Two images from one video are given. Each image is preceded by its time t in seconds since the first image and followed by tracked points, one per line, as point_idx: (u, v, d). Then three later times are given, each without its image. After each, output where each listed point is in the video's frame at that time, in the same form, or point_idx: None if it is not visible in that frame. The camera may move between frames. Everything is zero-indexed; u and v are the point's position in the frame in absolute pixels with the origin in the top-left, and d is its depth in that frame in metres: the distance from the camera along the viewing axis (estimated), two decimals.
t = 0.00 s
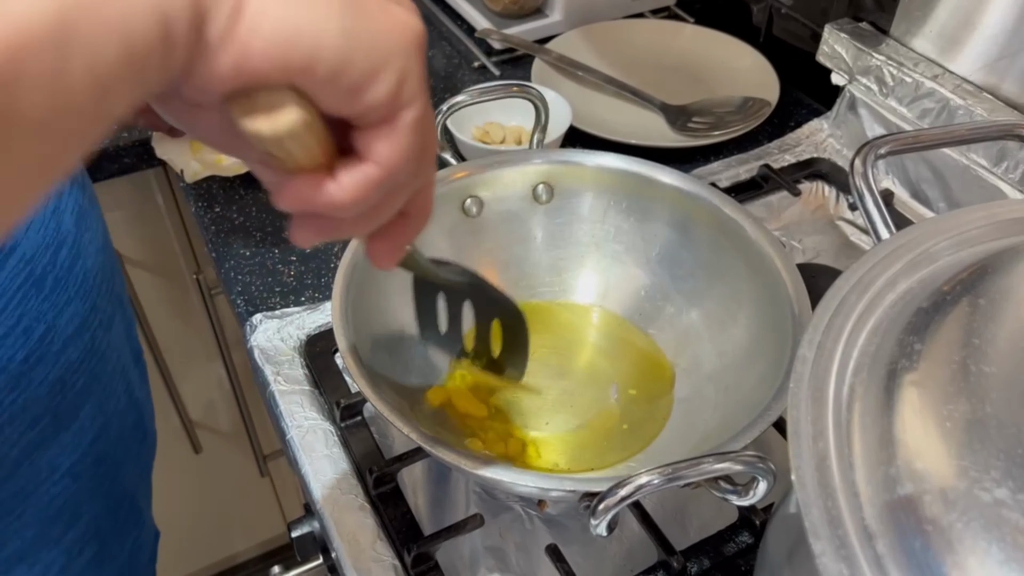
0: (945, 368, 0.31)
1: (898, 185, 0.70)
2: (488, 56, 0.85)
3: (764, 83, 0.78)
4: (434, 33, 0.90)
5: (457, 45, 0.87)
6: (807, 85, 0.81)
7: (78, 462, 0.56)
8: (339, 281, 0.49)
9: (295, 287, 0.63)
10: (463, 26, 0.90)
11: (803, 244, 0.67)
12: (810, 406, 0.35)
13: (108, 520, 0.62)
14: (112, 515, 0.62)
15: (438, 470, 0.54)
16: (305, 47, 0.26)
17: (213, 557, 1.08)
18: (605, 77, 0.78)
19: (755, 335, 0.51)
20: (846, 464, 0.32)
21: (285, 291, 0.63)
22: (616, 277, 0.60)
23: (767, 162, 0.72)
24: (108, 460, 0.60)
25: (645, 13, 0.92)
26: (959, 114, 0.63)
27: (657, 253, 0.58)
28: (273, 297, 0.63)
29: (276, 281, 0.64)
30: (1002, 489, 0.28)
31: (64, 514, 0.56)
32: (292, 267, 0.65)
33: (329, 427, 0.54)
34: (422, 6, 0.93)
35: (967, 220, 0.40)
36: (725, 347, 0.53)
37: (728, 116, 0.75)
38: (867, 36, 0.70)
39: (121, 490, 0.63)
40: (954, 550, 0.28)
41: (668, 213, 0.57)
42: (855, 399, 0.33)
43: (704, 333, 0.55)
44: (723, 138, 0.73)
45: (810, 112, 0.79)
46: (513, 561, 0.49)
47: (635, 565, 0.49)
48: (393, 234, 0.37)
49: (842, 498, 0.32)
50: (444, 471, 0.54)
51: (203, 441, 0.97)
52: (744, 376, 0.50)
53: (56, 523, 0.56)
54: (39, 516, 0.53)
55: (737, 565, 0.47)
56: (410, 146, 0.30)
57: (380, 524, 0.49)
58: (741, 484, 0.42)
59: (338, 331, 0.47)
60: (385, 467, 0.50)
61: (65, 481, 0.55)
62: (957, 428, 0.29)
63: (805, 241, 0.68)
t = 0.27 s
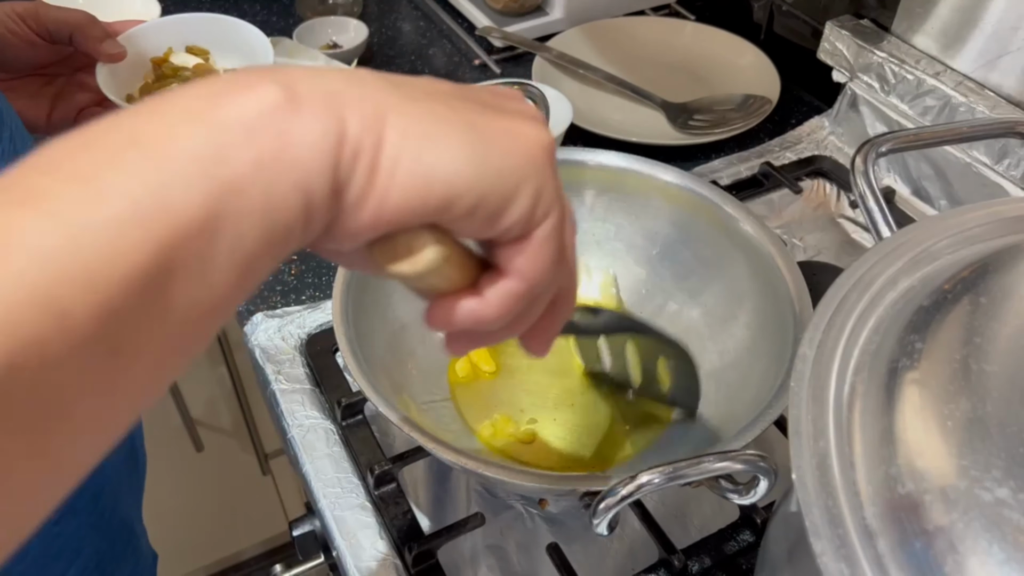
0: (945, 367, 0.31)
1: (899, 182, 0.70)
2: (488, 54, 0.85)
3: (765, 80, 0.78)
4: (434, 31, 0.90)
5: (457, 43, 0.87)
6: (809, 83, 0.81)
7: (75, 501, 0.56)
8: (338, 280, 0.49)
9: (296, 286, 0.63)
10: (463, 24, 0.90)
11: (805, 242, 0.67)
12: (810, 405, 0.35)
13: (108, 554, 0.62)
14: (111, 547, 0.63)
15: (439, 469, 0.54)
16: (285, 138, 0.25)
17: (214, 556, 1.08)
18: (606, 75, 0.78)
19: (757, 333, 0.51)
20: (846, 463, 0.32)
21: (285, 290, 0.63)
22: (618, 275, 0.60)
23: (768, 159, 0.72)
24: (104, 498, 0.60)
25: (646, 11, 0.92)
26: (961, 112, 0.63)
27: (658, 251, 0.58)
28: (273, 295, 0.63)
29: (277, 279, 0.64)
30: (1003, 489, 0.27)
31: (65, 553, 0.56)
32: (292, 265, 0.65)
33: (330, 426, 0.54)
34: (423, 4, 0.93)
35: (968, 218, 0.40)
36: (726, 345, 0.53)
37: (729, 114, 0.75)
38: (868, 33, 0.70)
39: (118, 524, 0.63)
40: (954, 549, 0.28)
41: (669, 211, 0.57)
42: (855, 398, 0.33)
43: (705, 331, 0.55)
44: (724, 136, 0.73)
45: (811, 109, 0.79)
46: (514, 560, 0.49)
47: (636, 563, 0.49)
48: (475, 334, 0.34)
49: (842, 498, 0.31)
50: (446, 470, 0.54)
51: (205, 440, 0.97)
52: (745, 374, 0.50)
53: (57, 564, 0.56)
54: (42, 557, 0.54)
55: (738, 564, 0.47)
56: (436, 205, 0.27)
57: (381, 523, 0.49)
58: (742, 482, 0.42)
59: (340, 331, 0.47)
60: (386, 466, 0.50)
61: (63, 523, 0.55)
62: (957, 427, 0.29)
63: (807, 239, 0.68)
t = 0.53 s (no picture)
0: (954, 368, 0.31)
1: (905, 179, 0.69)
2: (490, 50, 0.84)
3: (769, 76, 0.77)
4: (436, 27, 0.89)
5: (459, 40, 0.86)
6: (813, 79, 0.80)
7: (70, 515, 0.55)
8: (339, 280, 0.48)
9: (296, 285, 0.63)
10: (464, 20, 0.89)
11: (810, 240, 0.67)
12: (816, 406, 0.34)
13: (107, 563, 0.61)
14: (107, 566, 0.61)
15: (441, 470, 0.54)
16: (260, 129, 0.27)
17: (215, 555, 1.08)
18: (608, 71, 0.78)
19: (762, 332, 0.50)
20: (853, 466, 0.32)
21: (285, 290, 0.63)
22: (621, 274, 0.59)
23: (773, 157, 0.72)
24: (101, 507, 0.59)
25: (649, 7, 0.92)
26: (967, 108, 0.62)
27: (661, 249, 0.58)
28: (273, 295, 0.62)
29: (277, 279, 0.63)
30: (1013, 492, 0.27)
31: (61, 566, 0.55)
32: (293, 265, 0.65)
33: (331, 427, 0.53)
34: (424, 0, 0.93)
35: (976, 217, 0.40)
36: (731, 344, 0.52)
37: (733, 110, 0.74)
38: (873, 29, 0.69)
39: (118, 531, 0.62)
40: (964, 554, 0.27)
41: (673, 209, 0.56)
42: (862, 399, 0.33)
43: (709, 330, 0.55)
44: (728, 133, 0.73)
45: (816, 106, 0.78)
46: (517, 562, 0.49)
47: (640, 565, 0.49)
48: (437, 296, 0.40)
49: (849, 501, 0.31)
50: (447, 471, 0.53)
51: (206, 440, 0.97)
52: (750, 374, 0.49)
53: None
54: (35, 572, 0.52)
55: (743, 566, 0.47)
56: (405, 183, 0.30)
57: (382, 525, 0.48)
58: (747, 485, 0.41)
59: (339, 331, 0.47)
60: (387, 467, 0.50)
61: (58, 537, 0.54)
62: (966, 429, 0.29)
63: (812, 237, 0.67)
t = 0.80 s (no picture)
0: (951, 366, 0.30)
1: (904, 176, 0.69)
2: (489, 47, 0.84)
3: (769, 73, 0.77)
4: (435, 24, 0.89)
5: (458, 37, 0.86)
6: (813, 76, 0.80)
7: (78, 483, 0.56)
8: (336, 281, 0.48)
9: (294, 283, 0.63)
10: (464, 18, 0.89)
11: (809, 237, 0.67)
12: (812, 404, 0.34)
13: (110, 535, 0.62)
14: (112, 531, 0.62)
15: (439, 468, 0.53)
16: (133, 103, 0.25)
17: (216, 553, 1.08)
18: (607, 68, 0.78)
19: (760, 329, 0.50)
20: (848, 465, 0.32)
21: (283, 288, 0.62)
22: (619, 271, 0.59)
23: (772, 153, 0.71)
24: (108, 479, 0.60)
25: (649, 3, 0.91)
26: (967, 104, 0.62)
27: (659, 248, 0.58)
28: (271, 293, 0.62)
29: (275, 277, 0.63)
30: (1009, 491, 0.27)
31: (65, 536, 0.57)
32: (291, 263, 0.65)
33: (328, 425, 0.53)
34: None
35: (974, 213, 0.40)
36: (729, 342, 0.52)
37: (732, 107, 0.74)
38: (872, 25, 0.69)
39: (121, 507, 0.63)
40: (960, 553, 0.27)
41: (670, 206, 0.56)
42: (859, 397, 0.33)
43: (707, 327, 0.54)
44: (727, 130, 0.72)
45: (815, 103, 0.78)
46: (514, 560, 0.49)
47: (638, 563, 0.49)
48: (348, 294, 0.35)
49: (844, 500, 0.31)
50: (445, 470, 0.53)
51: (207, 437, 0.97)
52: (748, 371, 0.49)
53: (57, 545, 0.56)
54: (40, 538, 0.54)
55: (741, 564, 0.47)
56: (291, 162, 0.28)
57: (379, 523, 0.48)
58: (744, 483, 0.41)
59: (335, 329, 0.47)
60: (384, 465, 0.50)
61: (66, 503, 0.56)
62: (963, 427, 0.29)
63: (811, 234, 0.67)
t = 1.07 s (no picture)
0: (947, 356, 0.30)
1: (904, 169, 0.69)
2: (487, 41, 0.84)
3: (768, 66, 0.77)
4: (433, 18, 0.88)
5: (456, 31, 0.86)
6: (813, 69, 0.80)
7: (76, 453, 0.55)
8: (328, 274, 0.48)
9: (290, 276, 0.63)
10: (462, 11, 0.89)
11: (808, 230, 0.66)
12: (806, 395, 0.34)
13: (108, 507, 0.61)
14: (107, 505, 0.61)
15: (434, 463, 0.53)
16: (186, 121, 0.25)
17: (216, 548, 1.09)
18: (606, 62, 0.77)
19: (757, 323, 0.50)
20: (842, 456, 0.31)
21: (279, 281, 0.62)
22: (615, 264, 0.59)
23: (771, 147, 0.71)
24: (104, 451, 0.59)
25: None
26: (967, 96, 0.62)
27: (655, 241, 0.57)
28: (267, 287, 0.62)
29: (271, 270, 0.63)
30: (1005, 482, 0.26)
31: (62, 506, 0.55)
32: (287, 256, 0.64)
33: (323, 418, 0.53)
34: None
35: (971, 204, 0.39)
36: (726, 336, 0.52)
37: (731, 100, 0.73)
38: (872, 17, 0.69)
39: (117, 480, 0.62)
40: (954, 545, 0.27)
41: (667, 199, 0.56)
42: (853, 387, 0.32)
43: (703, 320, 0.54)
44: (726, 123, 0.72)
45: (815, 96, 0.77)
46: (509, 555, 0.48)
47: (634, 557, 0.49)
48: (411, 309, 0.35)
49: (838, 492, 0.30)
50: (440, 464, 0.53)
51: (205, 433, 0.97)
52: (744, 364, 0.49)
53: (55, 515, 0.54)
54: (38, 509, 0.52)
55: (737, 558, 0.46)
56: (343, 179, 0.27)
57: (373, 517, 0.48)
58: (739, 476, 0.41)
59: (328, 322, 0.47)
60: (378, 459, 0.50)
61: (64, 473, 0.54)
62: (958, 418, 0.28)
63: (810, 228, 0.66)
